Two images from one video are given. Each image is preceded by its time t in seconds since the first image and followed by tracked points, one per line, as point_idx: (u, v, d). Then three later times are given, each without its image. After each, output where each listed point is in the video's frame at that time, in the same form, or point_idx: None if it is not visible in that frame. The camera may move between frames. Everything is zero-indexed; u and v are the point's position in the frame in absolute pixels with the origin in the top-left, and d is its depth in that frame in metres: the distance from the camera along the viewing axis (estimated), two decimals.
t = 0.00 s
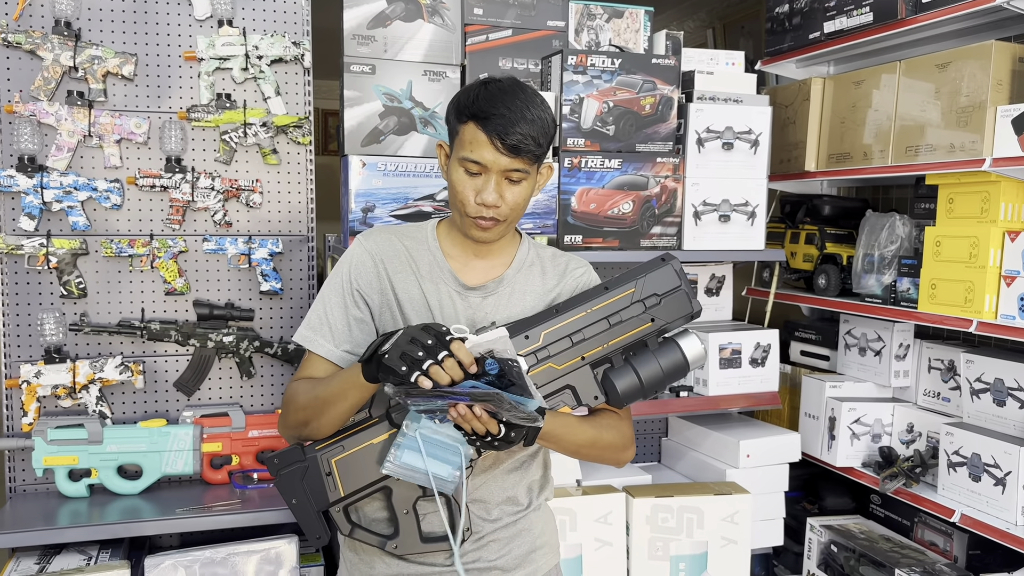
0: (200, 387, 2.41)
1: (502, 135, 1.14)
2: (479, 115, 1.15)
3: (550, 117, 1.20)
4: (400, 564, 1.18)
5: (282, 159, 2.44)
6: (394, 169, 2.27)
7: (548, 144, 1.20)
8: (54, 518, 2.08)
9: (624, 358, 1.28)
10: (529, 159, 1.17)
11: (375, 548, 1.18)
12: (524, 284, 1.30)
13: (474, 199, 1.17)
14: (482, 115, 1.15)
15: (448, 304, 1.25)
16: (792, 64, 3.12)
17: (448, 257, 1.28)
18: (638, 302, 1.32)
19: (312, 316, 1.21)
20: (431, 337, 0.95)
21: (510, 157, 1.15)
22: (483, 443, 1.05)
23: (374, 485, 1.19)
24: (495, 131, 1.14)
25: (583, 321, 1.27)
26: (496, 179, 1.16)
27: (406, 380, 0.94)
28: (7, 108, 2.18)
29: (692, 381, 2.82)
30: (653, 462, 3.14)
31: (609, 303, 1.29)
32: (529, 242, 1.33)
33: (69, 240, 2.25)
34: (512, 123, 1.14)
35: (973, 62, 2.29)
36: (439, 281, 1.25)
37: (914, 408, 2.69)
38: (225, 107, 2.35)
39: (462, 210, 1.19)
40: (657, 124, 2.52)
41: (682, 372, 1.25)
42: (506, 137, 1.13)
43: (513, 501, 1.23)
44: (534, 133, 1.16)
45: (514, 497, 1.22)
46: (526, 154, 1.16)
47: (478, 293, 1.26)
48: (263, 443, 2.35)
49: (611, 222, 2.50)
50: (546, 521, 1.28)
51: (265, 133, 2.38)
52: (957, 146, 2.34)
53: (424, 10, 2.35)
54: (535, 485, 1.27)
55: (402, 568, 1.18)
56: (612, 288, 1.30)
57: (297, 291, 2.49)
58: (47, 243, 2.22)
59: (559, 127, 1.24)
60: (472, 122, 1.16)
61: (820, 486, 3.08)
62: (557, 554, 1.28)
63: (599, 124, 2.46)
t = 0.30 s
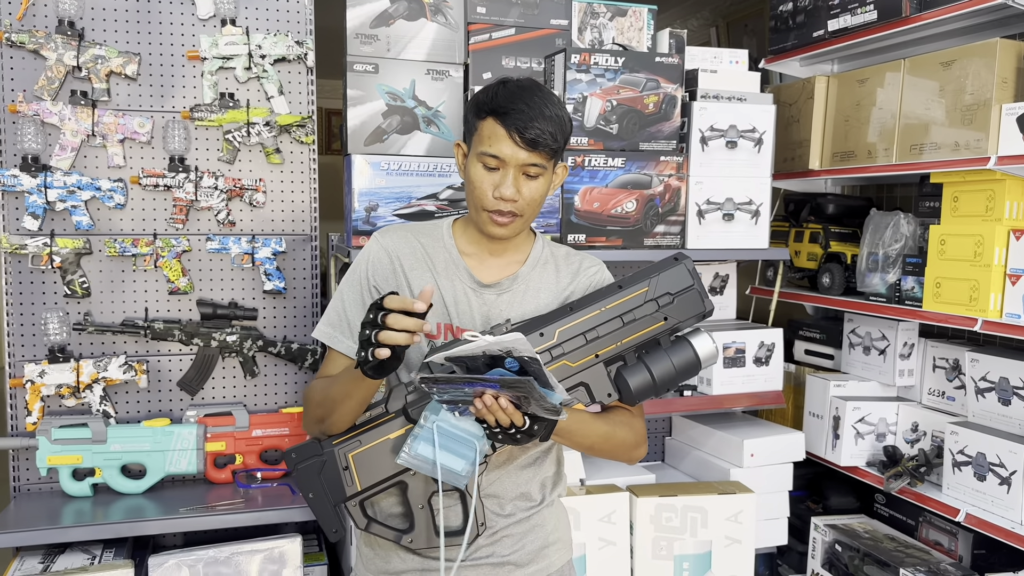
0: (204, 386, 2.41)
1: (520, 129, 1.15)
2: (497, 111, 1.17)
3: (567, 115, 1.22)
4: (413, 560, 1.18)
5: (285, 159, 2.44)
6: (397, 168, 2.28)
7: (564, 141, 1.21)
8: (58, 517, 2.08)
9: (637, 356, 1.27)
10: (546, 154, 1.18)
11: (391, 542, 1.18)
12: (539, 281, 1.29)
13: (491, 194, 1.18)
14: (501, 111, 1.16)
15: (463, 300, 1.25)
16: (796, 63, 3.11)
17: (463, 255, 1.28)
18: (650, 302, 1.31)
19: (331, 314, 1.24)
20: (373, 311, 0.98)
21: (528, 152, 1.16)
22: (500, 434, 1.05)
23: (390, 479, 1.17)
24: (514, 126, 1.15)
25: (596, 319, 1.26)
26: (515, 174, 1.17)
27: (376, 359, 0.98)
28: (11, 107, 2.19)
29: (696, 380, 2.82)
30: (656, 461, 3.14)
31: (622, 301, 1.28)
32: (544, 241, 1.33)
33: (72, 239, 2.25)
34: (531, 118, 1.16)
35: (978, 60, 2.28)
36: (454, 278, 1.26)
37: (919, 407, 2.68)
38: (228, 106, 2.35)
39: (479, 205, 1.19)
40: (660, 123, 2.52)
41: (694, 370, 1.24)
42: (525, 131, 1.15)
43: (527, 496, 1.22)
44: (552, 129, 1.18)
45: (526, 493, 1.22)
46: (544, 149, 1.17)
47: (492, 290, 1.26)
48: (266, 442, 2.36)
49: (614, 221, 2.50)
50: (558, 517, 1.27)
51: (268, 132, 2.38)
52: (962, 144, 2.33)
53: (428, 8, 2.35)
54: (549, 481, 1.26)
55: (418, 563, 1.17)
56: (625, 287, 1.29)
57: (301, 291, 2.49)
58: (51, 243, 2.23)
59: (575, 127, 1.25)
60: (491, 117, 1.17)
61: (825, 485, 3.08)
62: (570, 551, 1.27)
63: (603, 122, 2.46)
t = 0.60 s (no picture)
0: (206, 387, 2.42)
1: (521, 117, 1.16)
2: (498, 103, 1.18)
3: (567, 104, 1.22)
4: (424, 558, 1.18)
5: (287, 159, 2.44)
6: (398, 168, 2.28)
7: (566, 128, 1.22)
8: (61, 518, 2.08)
9: (645, 356, 1.27)
10: (548, 141, 1.18)
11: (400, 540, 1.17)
12: (547, 280, 1.29)
13: (496, 185, 1.18)
14: (501, 102, 1.17)
15: (471, 301, 1.26)
16: (798, 62, 3.11)
17: (471, 255, 1.28)
18: (658, 302, 1.30)
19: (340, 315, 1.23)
20: (450, 320, 0.99)
21: (531, 139, 1.17)
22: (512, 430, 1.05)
23: (398, 478, 1.17)
24: (515, 115, 1.16)
25: (604, 319, 1.26)
26: (519, 162, 1.17)
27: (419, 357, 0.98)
28: (14, 108, 2.19)
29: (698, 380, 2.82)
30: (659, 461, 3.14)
31: (630, 301, 1.28)
32: (551, 240, 1.34)
33: (75, 240, 2.25)
34: (531, 106, 1.16)
35: (981, 60, 2.28)
36: (462, 277, 1.26)
37: (921, 407, 2.67)
38: (230, 107, 2.35)
39: (485, 196, 1.19)
40: (662, 123, 2.52)
41: (700, 370, 1.25)
42: (526, 119, 1.15)
43: (535, 494, 1.22)
44: (553, 116, 1.18)
45: (535, 491, 1.22)
46: (545, 135, 1.17)
47: (500, 290, 1.26)
48: (268, 442, 2.37)
49: (616, 221, 2.50)
50: (566, 515, 1.28)
51: (270, 133, 2.39)
52: (964, 144, 2.33)
53: (429, 9, 2.35)
54: (557, 480, 1.26)
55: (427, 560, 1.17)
56: (633, 287, 1.29)
57: (303, 291, 2.49)
58: (53, 244, 2.23)
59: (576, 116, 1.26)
60: (491, 110, 1.18)
61: (827, 485, 3.07)
62: (578, 549, 1.28)
63: (605, 122, 2.46)
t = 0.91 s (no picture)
0: (208, 388, 2.42)
1: (515, 113, 1.17)
2: (490, 103, 1.19)
3: (557, 95, 1.24)
4: (432, 555, 1.18)
5: (289, 161, 2.44)
6: (400, 169, 2.28)
7: (561, 118, 1.23)
8: (64, 519, 2.08)
9: (652, 358, 1.25)
10: (546, 131, 1.19)
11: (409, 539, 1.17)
12: (553, 280, 1.30)
13: (502, 181, 1.18)
14: (493, 102, 1.19)
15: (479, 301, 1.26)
16: (800, 63, 3.11)
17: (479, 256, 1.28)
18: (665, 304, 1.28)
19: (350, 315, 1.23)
20: (431, 299, 0.96)
21: (528, 132, 1.17)
22: (515, 427, 1.05)
23: (407, 477, 1.18)
24: (510, 111, 1.17)
25: (611, 321, 1.25)
26: (520, 156, 1.17)
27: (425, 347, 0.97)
28: (17, 110, 2.20)
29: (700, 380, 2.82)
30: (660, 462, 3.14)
31: (637, 303, 1.26)
32: (557, 241, 1.35)
33: (77, 241, 2.25)
34: (523, 100, 1.18)
35: (982, 60, 2.28)
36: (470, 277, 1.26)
37: (923, 407, 2.67)
38: (233, 109, 2.36)
39: (491, 195, 1.19)
40: (664, 124, 2.52)
41: (706, 371, 1.23)
42: (521, 113, 1.16)
43: (541, 493, 1.23)
44: (546, 107, 1.19)
45: (542, 490, 1.22)
46: (542, 126, 1.18)
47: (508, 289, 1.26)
48: (271, 443, 2.37)
49: (618, 222, 2.50)
50: (573, 514, 1.28)
51: (272, 134, 2.39)
52: (965, 144, 2.33)
53: (431, 10, 2.35)
54: (564, 479, 1.27)
55: (436, 560, 1.18)
56: (640, 289, 1.28)
57: (305, 292, 2.50)
58: (56, 245, 2.23)
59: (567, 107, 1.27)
60: (485, 112, 1.20)
61: (829, 486, 3.07)
62: (585, 548, 1.28)
63: (607, 123, 2.46)
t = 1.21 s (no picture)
0: (209, 390, 2.42)
1: (517, 112, 1.18)
2: (491, 103, 1.20)
3: (558, 97, 1.25)
4: (435, 555, 1.18)
5: (290, 162, 2.45)
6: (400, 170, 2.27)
7: (562, 118, 1.24)
8: (65, 520, 2.09)
9: (652, 356, 1.26)
10: (547, 130, 1.20)
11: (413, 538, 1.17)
12: (556, 281, 1.30)
13: (503, 180, 1.18)
14: (495, 102, 1.19)
15: (482, 300, 1.25)
16: (800, 64, 3.11)
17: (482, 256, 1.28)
18: (664, 302, 1.30)
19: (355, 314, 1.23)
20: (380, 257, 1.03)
21: (529, 131, 1.18)
22: (506, 409, 1.08)
23: (410, 478, 1.18)
24: (511, 111, 1.18)
25: (612, 320, 1.25)
26: (521, 155, 1.18)
27: (400, 293, 1.02)
28: (17, 112, 2.20)
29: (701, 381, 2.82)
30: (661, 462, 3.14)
31: (637, 302, 1.28)
32: (559, 241, 1.34)
33: (78, 243, 2.26)
34: (525, 100, 1.19)
35: (982, 60, 2.28)
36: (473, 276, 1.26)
37: (924, 407, 2.67)
38: (233, 110, 2.36)
39: (493, 193, 1.19)
40: (664, 124, 2.52)
41: (704, 368, 1.25)
42: (522, 112, 1.17)
43: (544, 492, 1.23)
44: (548, 107, 1.20)
45: (544, 489, 1.22)
46: (543, 125, 1.19)
47: (511, 289, 1.26)
48: (272, 445, 2.36)
49: (618, 223, 2.50)
50: (577, 513, 1.28)
51: (272, 136, 2.39)
52: (965, 144, 2.33)
53: (431, 11, 2.36)
54: (567, 478, 1.27)
55: (439, 560, 1.18)
56: (640, 287, 1.29)
57: (306, 293, 2.50)
58: (56, 247, 2.24)
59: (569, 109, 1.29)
60: (487, 111, 1.20)
61: (829, 487, 3.07)
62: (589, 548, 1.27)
63: (607, 124, 2.46)
